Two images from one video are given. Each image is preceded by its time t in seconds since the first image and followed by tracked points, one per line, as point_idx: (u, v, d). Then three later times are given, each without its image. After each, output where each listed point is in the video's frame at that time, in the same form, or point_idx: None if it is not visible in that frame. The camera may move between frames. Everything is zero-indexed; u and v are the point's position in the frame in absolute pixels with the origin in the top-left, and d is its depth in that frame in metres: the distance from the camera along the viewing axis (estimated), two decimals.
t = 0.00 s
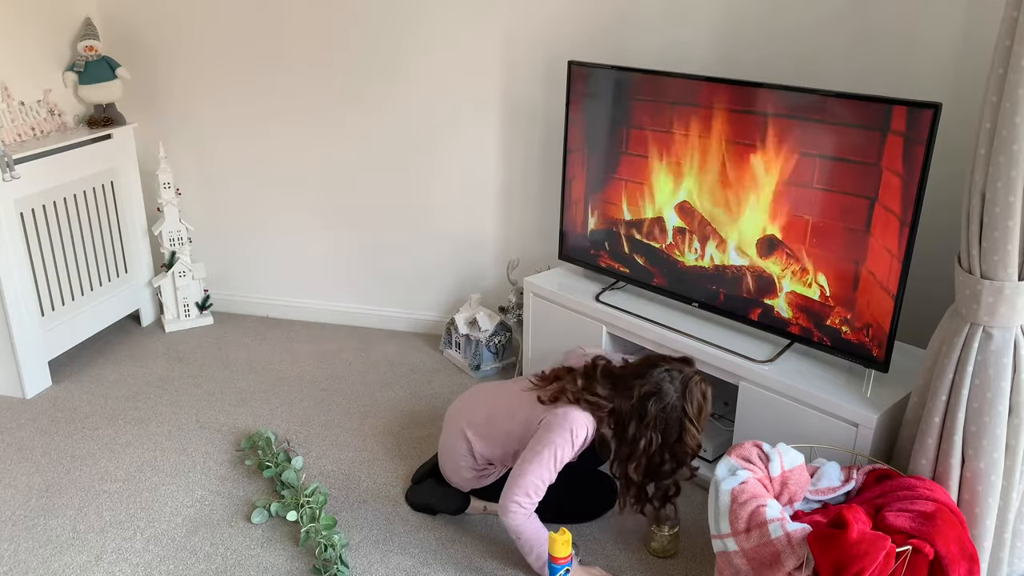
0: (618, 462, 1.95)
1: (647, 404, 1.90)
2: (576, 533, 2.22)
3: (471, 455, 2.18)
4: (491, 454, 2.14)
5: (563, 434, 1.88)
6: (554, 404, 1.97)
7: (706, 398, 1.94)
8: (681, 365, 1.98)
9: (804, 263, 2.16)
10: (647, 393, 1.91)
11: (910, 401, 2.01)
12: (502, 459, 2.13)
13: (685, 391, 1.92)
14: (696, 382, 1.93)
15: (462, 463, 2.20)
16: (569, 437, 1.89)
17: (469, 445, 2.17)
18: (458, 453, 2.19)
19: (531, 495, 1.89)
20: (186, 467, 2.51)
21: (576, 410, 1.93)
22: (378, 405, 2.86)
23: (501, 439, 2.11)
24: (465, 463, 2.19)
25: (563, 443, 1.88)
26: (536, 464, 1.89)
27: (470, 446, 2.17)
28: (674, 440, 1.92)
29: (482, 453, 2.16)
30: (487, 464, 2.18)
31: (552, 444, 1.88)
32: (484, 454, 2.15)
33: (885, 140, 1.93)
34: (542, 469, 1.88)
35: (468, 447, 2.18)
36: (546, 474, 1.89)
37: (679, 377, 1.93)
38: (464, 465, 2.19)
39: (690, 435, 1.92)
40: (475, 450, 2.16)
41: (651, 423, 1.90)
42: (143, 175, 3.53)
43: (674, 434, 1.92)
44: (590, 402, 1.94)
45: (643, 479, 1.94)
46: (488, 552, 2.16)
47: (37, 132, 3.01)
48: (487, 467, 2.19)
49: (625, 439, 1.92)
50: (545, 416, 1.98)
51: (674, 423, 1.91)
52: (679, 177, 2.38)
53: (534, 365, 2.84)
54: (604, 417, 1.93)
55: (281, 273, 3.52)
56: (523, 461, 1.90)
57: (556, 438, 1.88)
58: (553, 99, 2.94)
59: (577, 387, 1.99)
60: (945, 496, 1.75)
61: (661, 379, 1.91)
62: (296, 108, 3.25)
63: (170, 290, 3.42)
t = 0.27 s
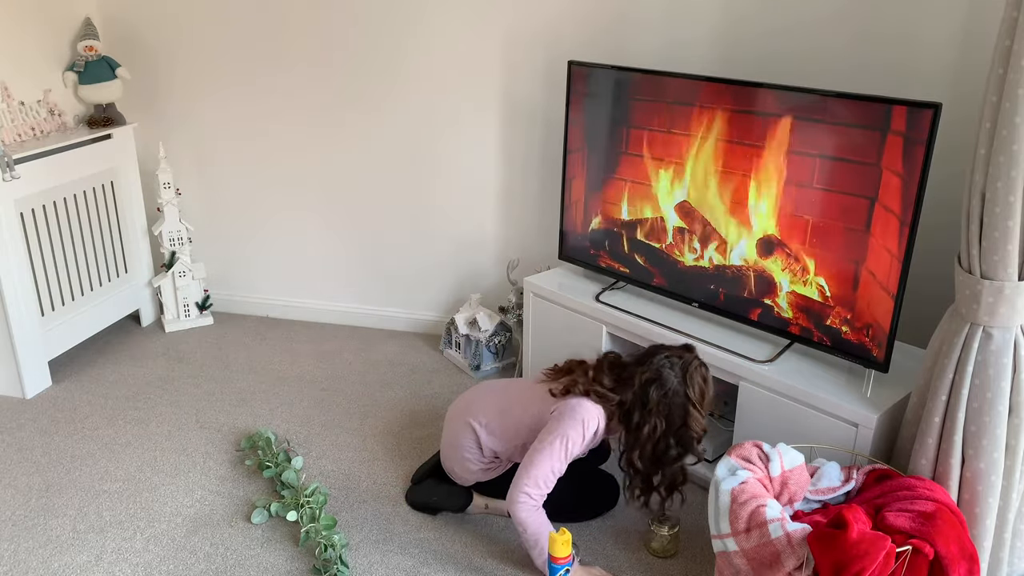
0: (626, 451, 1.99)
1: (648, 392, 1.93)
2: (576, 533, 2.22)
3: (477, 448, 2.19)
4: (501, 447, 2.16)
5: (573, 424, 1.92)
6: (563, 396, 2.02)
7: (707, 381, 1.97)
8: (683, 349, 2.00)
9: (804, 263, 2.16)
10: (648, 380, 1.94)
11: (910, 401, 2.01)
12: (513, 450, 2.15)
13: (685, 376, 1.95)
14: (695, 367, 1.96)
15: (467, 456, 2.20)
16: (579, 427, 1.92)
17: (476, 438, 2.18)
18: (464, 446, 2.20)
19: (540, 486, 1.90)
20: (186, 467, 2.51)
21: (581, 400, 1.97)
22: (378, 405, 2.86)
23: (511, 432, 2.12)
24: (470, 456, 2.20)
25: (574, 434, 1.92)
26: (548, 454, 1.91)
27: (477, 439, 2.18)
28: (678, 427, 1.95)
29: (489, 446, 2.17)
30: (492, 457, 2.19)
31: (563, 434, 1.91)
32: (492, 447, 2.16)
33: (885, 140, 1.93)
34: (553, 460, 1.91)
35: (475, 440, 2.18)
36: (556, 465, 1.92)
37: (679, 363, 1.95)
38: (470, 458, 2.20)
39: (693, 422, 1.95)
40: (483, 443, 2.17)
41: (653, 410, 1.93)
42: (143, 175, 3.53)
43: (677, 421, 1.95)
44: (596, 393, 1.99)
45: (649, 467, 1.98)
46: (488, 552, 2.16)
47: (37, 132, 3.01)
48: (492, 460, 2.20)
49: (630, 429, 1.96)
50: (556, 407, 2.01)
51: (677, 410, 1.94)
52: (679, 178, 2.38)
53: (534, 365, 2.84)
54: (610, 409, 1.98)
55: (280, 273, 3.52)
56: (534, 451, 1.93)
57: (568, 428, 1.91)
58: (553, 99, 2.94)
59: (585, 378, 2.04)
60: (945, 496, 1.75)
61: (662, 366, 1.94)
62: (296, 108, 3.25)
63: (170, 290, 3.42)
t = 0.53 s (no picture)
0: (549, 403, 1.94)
1: (562, 335, 1.89)
2: (576, 533, 2.22)
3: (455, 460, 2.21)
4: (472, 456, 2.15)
5: (514, 414, 1.90)
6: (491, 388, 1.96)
7: (619, 314, 1.92)
8: (589, 287, 1.96)
9: (804, 263, 2.16)
10: (560, 326, 1.90)
11: (910, 401, 2.01)
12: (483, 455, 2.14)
13: (595, 315, 1.90)
14: (602, 298, 1.91)
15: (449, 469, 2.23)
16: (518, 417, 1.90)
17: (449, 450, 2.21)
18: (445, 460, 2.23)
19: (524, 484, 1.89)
20: (186, 467, 2.50)
21: (511, 385, 1.93)
22: (378, 405, 2.86)
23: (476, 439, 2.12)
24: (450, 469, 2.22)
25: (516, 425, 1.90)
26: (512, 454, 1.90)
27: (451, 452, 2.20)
28: (595, 362, 1.90)
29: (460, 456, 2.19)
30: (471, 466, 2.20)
31: (508, 429, 1.90)
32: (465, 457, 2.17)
33: (885, 140, 1.93)
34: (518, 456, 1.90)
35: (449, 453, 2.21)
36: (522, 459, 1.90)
37: (586, 300, 1.91)
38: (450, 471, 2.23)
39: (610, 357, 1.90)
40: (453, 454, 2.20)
41: (570, 352, 1.88)
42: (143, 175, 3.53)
43: (594, 356, 1.90)
44: (517, 357, 1.94)
45: (574, 410, 1.93)
46: (488, 552, 2.16)
47: (37, 132, 3.01)
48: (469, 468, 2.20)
49: (550, 376, 1.91)
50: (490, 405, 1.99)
51: (592, 346, 1.89)
52: (679, 177, 2.38)
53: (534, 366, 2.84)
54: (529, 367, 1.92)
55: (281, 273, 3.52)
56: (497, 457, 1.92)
57: (507, 422, 1.90)
58: (553, 99, 2.94)
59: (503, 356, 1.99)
60: (945, 496, 1.75)
61: (570, 305, 1.90)
62: (296, 108, 3.25)
63: (170, 290, 3.42)
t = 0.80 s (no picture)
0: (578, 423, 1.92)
1: (605, 358, 1.89)
2: (576, 533, 2.23)
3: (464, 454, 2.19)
4: (484, 453, 2.14)
5: (535, 412, 1.89)
6: (520, 380, 1.99)
7: (664, 347, 1.92)
8: (641, 317, 1.95)
9: (804, 263, 2.16)
10: (605, 347, 1.90)
11: (910, 401, 2.01)
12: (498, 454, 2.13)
13: (642, 342, 1.89)
14: (652, 331, 1.91)
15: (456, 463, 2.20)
16: (541, 415, 1.89)
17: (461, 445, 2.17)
18: (451, 453, 2.20)
19: (531, 483, 1.88)
20: (186, 467, 2.50)
21: (541, 382, 1.94)
22: (378, 405, 2.86)
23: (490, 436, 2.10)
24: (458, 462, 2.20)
25: (536, 423, 1.89)
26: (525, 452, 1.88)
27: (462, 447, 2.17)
28: (632, 393, 1.89)
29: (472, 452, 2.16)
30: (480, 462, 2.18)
31: (527, 426, 1.89)
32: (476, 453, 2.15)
33: (885, 140, 1.93)
34: (531, 454, 1.88)
35: (459, 447, 2.18)
36: (534, 458, 1.88)
37: (636, 329, 1.91)
38: (457, 465, 2.20)
39: (649, 389, 1.89)
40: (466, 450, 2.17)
41: (609, 376, 1.87)
42: (143, 175, 3.53)
43: (632, 387, 1.88)
44: (555, 365, 1.95)
45: (600, 437, 1.90)
46: (488, 552, 2.16)
47: (37, 132, 3.01)
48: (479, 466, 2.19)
49: (585, 396, 1.90)
50: (516, 397, 1.98)
51: (633, 376, 1.88)
52: (679, 177, 2.38)
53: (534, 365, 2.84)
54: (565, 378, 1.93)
55: (281, 273, 3.52)
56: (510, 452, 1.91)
57: (529, 416, 1.89)
58: (553, 99, 2.94)
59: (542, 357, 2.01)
60: (945, 496, 1.75)
61: (619, 331, 1.90)
62: (295, 108, 3.25)
63: (170, 290, 3.42)
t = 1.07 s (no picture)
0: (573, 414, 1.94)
1: (592, 347, 1.90)
2: (577, 533, 2.23)
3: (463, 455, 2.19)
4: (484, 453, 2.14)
5: (533, 409, 1.88)
6: (519, 371, 1.97)
7: (655, 337, 1.91)
8: (629, 307, 1.96)
9: (804, 263, 2.16)
10: (592, 337, 1.91)
11: (910, 401, 2.01)
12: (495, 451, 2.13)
13: (630, 332, 1.89)
14: (640, 321, 1.90)
15: (455, 463, 2.21)
16: (538, 412, 1.89)
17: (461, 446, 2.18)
18: (450, 454, 2.21)
19: (529, 480, 1.89)
20: (186, 467, 2.50)
21: (535, 376, 1.93)
22: (378, 406, 2.86)
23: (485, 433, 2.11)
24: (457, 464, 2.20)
25: (533, 419, 1.88)
26: (525, 448, 1.89)
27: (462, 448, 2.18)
28: (624, 381, 1.89)
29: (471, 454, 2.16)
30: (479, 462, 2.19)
31: (525, 422, 1.88)
32: (474, 454, 2.16)
33: (885, 140, 1.93)
34: (529, 450, 1.89)
35: (459, 448, 2.18)
36: (532, 454, 1.89)
37: (624, 319, 1.92)
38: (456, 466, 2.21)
39: (641, 378, 1.89)
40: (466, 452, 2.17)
41: (599, 365, 1.88)
42: (143, 175, 3.53)
43: (623, 375, 1.88)
44: (548, 356, 1.96)
45: (596, 426, 1.92)
46: (489, 552, 2.16)
47: (37, 132, 3.01)
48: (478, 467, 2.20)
49: (577, 385, 1.90)
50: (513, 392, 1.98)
51: (622, 364, 1.88)
52: (679, 177, 2.38)
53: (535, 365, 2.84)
54: (557, 368, 1.93)
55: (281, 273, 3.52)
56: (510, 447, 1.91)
57: (526, 413, 1.89)
58: (553, 99, 2.94)
59: (539, 350, 1.99)
60: (945, 496, 1.75)
61: (606, 320, 1.91)
62: (295, 108, 3.26)
63: (170, 290, 3.42)
